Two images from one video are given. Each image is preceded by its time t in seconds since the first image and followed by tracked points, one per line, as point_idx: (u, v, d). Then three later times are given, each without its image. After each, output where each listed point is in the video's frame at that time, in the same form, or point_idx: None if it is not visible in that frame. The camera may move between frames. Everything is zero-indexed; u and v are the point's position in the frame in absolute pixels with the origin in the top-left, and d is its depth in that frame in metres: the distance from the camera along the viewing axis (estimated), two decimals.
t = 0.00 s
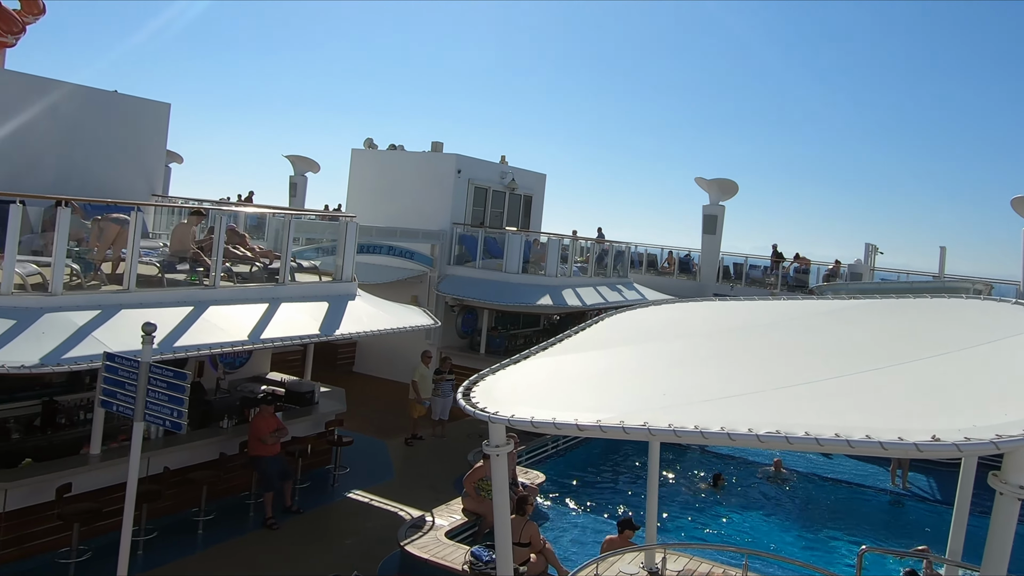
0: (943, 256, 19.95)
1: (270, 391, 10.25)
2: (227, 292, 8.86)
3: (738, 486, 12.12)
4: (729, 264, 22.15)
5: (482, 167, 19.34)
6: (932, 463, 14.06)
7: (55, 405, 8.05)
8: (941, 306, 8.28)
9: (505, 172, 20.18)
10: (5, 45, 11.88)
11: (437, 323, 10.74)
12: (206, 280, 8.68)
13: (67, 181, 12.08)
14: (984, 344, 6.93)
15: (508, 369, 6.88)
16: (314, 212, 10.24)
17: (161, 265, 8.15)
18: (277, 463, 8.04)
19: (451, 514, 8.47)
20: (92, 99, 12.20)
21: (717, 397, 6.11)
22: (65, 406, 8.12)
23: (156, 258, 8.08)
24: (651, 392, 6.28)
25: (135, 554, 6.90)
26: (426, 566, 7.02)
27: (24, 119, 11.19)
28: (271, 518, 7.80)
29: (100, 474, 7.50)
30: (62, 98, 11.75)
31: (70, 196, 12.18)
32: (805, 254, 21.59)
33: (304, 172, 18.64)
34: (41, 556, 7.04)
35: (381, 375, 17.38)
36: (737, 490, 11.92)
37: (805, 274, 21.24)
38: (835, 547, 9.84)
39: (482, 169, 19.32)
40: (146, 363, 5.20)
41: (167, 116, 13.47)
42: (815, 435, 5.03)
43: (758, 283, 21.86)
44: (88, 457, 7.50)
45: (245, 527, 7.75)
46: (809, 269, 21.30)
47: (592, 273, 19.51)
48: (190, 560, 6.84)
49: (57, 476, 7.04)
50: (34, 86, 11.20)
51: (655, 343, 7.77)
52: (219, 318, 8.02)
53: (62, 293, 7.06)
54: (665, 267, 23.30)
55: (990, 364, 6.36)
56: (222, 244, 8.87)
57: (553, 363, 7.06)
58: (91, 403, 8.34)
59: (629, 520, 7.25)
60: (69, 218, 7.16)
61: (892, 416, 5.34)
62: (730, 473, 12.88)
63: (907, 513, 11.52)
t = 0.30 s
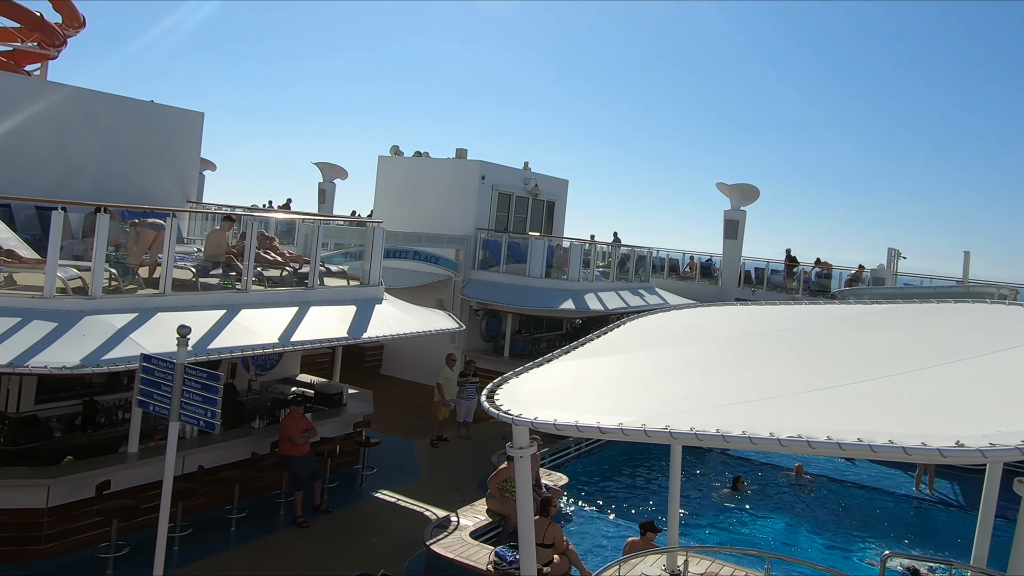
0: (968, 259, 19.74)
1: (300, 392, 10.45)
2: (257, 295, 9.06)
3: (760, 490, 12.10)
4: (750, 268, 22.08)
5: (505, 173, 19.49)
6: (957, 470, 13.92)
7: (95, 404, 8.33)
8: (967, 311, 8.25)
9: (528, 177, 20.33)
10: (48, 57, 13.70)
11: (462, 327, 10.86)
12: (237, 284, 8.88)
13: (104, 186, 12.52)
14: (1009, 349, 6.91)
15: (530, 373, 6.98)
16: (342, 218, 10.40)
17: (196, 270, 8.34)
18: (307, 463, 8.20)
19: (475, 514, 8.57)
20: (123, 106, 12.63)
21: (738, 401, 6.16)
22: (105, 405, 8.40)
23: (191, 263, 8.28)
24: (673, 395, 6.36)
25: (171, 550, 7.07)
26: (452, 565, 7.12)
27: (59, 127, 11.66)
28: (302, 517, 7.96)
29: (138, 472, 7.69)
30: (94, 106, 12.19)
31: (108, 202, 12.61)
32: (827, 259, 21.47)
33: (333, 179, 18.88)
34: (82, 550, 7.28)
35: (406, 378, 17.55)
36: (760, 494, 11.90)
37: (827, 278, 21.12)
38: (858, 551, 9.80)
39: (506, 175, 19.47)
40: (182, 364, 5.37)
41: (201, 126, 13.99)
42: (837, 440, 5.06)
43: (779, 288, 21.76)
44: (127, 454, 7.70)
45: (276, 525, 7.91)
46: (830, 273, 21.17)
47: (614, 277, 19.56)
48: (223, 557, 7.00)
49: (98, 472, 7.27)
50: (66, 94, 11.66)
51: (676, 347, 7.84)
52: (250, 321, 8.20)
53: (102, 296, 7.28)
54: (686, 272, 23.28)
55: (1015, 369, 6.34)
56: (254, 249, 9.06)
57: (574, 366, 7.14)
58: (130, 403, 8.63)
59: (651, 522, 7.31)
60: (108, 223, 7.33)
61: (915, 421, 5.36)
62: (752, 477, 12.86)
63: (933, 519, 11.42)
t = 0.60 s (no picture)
0: (994, 256, 19.48)
1: (332, 392, 10.65)
2: (289, 298, 9.27)
3: (787, 489, 12.07)
4: (773, 267, 22.00)
5: (528, 176, 19.63)
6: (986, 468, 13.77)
7: (137, 404, 8.56)
8: (995, 308, 8.20)
9: (551, 180, 20.45)
10: (87, 70, 14.62)
11: (488, 327, 10.97)
12: (270, 287, 9.09)
13: (138, 193, 12.89)
14: None
15: (556, 372, 7.08)
16: (371, 221, 10.56)
17: (230, 273, 8.54)
18: (340, 461, 8.37)
19: (503, 511, 8.67)
20: (157, 115, 12.95)
21: (763, 400, 6.19)
22: (146, 405, 8.65)
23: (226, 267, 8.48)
24: (697, 394, 6.41)
25: (210, 545, 7.28)
26: (481, 561, 7.23)
27: (95, 137, 12.02)
28: (335, 514, 8.13)
29: (178, 469, 7.93)
30: (129, 116, 12.54)
31: (143, 209, 12.97)
32: (851, 257, 21.33)
33: (361, 183, 19.12)
34: (126, 545, 7.52)
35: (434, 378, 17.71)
36: (786, 492, 11.89)
37: (851, 276, 20.96)
38: (887, 549, 9.75)
39: (529, 177, 19.61)
40: (218, 366, 5.51)
41: (232, 135, 14.29)
42: (863, 437, 5.09)
43: (802, 287, 21.64)
44: (167, 452, 7.93)
45: (310, 521, 8.09)
46: (855, 271, 21.00)
47: (637, 278, 19.58)
48: (260, 552, 7.18)
49: (140, 470, 7.51)
50: (101, 104, 12.00)
51: (699, 346, 7.89)
52: (283, 323, 8.40)
53: (141, 300, 7.53)
54: (709, 271, 23.23)
55: None
56: (285, 253, 9.26)
57: (598, 366, 7.22)
58: (170, 403, 8.88)
59: (676, 519, 7.37)
60: (146, 229, 7.60)
61: (941, 419, 5.37)
62: (779, 475, 12.83)
63: (962, 517, 11.32)
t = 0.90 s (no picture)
0: (1013, 255, 19.31)
1: (355, 394, 10.86)
2: (313, 302, 9.43)
3: (805, 488, 12.08)
4: (789, 268, 21.96)
5: (544, 179, 19.76)
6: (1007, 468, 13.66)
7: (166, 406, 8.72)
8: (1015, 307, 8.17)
9: (567, 183, 20.54)
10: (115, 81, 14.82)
11: (506, 329, 11.09)
12: (293, 291, 9.27)
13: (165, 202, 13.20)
14: None
15: (572, 373, 7.17)
16: (390, 226, 10.71)
17: (254, 278, 8.75)
18: (362, 461, 8.52)
19: (523, 510, 8.76)
20: (183, 125, 13.33)
21: (779, 400, 6.23)
22: (175, 407, 8.79)
23: (250, 272, 8.65)
24: (713, 394, 6.47)
25: (238, 543, 7.43)
26: (501, 559, 7.33)
27: (123, 146, 12.45)
28: (358, 513, 8.27)
29: (207, 469, 8.13)
30: (160, 126, 12.99)
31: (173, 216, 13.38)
32: (867, 256, 21.21)
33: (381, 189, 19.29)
34: (158, 543, 7.70)
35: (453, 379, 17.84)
36: (804, 492, 11.87)
37: (867, 276, 20.85)
38: (905, 548, 9.73)
39: (544, 181, 19.72)
40: (243, 368, 5.66)
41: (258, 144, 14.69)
42: (880, 437, 5.13)
43: (818, 287, 21.56)
44: (196, 453, 8.13)
45: (334, 520, 8.22)
46: (871, 271, 20.92)
47: (653, 279, 19.60)
48: (286, 550, 7.32)
49: (170, 470, 7.71)
50: (129, 115, 12.44)
51: (713, 347, 7.94)
52: (306, 327, 8.55)
53: (170, 304, 7.72)
54: (725, 272, 23.20)
55: None
56: (308, 257, 9.42)
57: (613, 367, 7.30)
58: (198, 406, 9.03)
59: (694, 519, 7.45)
60: (173, 236, 7.73)
61: (958, 419, 5.40)
62: (797, 475, 12.81)
63: (982, 517, 11.27)
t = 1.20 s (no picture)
0: None
1: (370, 399, 10.99)
2: (328, 308, 9.55)
3: (816, 491, 12.12)
4: (798, 272, 21.95)
5: (555, 186, 19.88)
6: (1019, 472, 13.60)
7: (185, 412, 8.87)
8: None
9: (577, 190, 20.65)
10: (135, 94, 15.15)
11: (518, 334, 11.17)
12: (309, 298, 9.37)
13: (183, 211, 13.43)
14: None
15: (584, 377, 7.26)
16: (403, 233, 10.81)
17: (271, 285, 8.87)
18: (377, 465, 8.62)
19: (535, 513, 8.85)
20: (203, 135, 13.59)
21: (789, 404, 6.29)
22: (194, 411, 8.98)
23: (267, 279, 8.79)
24: (724, 397, 6.54)
25: (257, 545, 7.55)
26: (514, 561, 7.41)
27: (144, 156, 12.71)
28: (374, 515, 8.37)
29: (225, 473, 8.26)
30: (176, 136, 13.18)
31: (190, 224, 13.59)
32: (877, 260, 21.16)
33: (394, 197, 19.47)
34: (179, 545, 7.83)
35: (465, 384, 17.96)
36: (815, 495, 11.89)
37: (877, 280, 20.80)
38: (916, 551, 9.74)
39: (554, 187, 19.83)
40: (261, 373, 5.74)
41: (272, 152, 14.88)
42: (891, 441, 5.18)
43: (828, 291, 21.53)
44: (215, 456, 8.28)
45: (350, 523, 8.32)
46: (880, 275, 20.91)
47: (663, 284, 19.64)
48: (303, 552, 7.43)
49: (190, 473, 7.85)
50: (151, 126, 12.72)
51: (724, 351, 8.01)
52: (322, 333, 8.67)
53: (189, 311, 7.86)
54: (734, 277, 23.19)
55: None
56: (323, 264, 9.52)
57: (624, 371, 7.38)
58: (217, 410, 9.18)
59: (706, 522, 7.50)
60: (192, 245, 7.90)
61: (969, 422, 5.43)
62: (808, 478, 12.82)
63: (995, 520, 11.24)
